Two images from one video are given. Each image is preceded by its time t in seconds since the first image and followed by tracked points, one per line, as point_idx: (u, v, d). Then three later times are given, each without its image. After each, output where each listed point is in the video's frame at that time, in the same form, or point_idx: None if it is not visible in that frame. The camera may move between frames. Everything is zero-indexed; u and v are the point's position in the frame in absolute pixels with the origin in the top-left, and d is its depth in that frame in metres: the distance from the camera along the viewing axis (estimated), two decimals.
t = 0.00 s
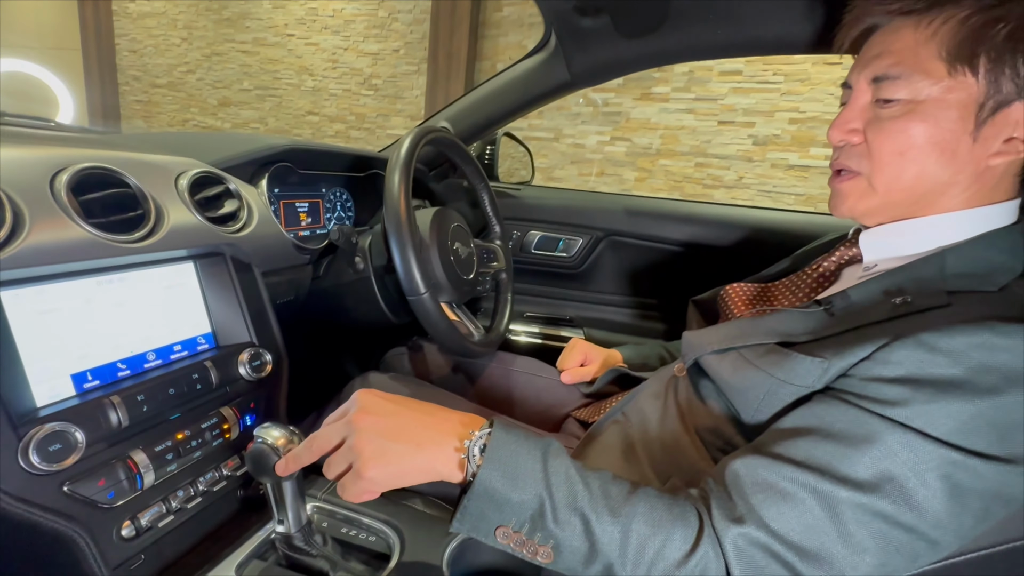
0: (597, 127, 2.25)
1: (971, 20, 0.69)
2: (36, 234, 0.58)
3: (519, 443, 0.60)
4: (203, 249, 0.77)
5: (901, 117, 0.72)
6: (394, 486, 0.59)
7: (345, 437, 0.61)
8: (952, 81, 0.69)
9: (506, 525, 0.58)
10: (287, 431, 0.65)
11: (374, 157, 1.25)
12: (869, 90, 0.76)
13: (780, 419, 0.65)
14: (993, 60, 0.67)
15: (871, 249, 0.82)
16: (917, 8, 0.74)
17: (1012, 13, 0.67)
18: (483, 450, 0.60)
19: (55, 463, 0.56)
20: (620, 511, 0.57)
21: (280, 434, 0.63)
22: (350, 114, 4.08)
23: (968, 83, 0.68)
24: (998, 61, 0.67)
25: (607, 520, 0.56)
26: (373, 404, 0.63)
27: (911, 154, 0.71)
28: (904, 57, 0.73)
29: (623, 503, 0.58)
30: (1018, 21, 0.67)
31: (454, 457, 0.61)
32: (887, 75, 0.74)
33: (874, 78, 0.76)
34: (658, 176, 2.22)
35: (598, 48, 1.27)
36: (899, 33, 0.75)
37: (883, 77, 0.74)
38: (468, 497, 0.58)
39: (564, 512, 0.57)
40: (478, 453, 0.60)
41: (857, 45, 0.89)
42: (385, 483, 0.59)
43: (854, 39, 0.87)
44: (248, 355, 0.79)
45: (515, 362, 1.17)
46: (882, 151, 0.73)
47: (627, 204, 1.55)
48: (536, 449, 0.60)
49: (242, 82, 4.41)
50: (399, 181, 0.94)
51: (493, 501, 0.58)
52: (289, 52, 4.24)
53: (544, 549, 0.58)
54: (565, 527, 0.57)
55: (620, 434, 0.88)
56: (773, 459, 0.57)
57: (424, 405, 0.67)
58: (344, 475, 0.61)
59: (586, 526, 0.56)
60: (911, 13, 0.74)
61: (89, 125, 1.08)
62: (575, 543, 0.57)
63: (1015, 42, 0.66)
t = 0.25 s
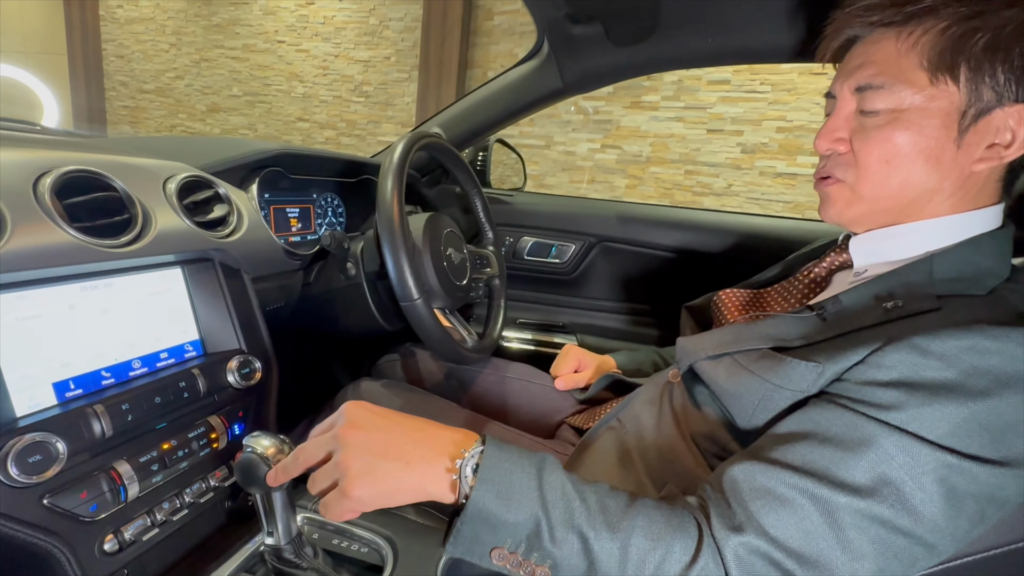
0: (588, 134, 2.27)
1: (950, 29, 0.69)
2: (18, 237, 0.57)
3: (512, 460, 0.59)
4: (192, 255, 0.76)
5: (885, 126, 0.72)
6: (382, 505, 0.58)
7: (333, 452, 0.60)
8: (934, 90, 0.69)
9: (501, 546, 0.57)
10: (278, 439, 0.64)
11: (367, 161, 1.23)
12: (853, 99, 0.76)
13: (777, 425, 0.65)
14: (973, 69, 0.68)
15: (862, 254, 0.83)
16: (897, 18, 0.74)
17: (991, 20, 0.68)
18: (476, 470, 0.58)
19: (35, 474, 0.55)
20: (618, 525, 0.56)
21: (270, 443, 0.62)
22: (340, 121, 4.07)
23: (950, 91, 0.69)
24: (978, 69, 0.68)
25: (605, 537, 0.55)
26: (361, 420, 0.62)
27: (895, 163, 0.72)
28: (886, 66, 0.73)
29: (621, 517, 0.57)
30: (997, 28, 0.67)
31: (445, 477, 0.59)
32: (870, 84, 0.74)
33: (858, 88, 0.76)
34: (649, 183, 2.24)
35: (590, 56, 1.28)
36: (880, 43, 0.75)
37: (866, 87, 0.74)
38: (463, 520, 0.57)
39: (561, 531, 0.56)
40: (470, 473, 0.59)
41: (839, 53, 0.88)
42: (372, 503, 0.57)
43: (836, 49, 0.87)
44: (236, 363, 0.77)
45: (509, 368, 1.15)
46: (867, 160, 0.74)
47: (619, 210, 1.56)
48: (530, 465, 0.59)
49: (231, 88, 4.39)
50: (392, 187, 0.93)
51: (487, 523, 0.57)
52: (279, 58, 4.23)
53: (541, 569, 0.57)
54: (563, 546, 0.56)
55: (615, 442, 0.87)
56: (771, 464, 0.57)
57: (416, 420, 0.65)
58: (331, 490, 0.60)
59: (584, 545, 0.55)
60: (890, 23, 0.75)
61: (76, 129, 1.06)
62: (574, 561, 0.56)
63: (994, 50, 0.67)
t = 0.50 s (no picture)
0: (580, 145, 2.29)
1: (930, 47, 0.71)
2: (12, 248, 0.56)
3: (503, 470, 0.59)
4: (187, 265, 0.76)
5: (869, 140, 0.74)
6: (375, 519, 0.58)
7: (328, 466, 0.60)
8: (916, 105, 0.72)
9: (493, 557, 0.58)
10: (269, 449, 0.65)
11: (362, 172, 1.24)
12: (839, 113, 0.78)
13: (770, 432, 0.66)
14: (953, 85, 0.70)
15: (849, 264, 0.84)
16: (880, 35, 0.76)
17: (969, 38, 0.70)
18: (467, 481, 0.59)
19: (25, 487, 0.54)
20: (608, 534, 0.56)
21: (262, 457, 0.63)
22: (333, 131, 4.07)
23: (931, 107, 0.71)
24: (957, 86, 0.70)
25: (596, 544, 0.55)
26: (354, 438, 0.61)
27: (881, 175, 0.74)
28: (870, 82, 0.75)
29: (611, 525, 0.57)
30: (975, 46, 0.70)
31: (437, 489, 0.59)
32: (854, 99, 0.76)
33: (843, 102, 0.78)
34: (641, 193, 2.25)
35: (583, 69, 1.30)
36: (864, 60, 0.77)
37: (852, 101, 0.76)
38: (454, 530, 0.58)
39: (552, 540, 0.56)
40: (462, 484, 0.59)
41: (822, 71, 0.90)
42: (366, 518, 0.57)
43: (820, 64, 0.89)
44: (230, 373, 0.77)
45: (505, 377, 1.16)
46: (853, 173, 0.76)
47: (612, 221, 1.57)
48: (521, 474, 0.59)
49: (224, 98, 4.39)
50: (387, 198, 0.93)
51: (479, 532, 0.57)
52: (273, 69, 4.24)
53: None
54: (553, 554, 0.56)
55: (609, 451, 0.88)
56: (766, 473, 0.57)
57: (410, 434, 0.65)
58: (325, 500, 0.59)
59: (575, 552, 0.56)
60: (874, 40, 0.77)
61: (69, 139, 1.06)
62: (565, 569, 0.56)
63: (973, 67, 0.69)
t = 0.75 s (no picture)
0: (573, 154, 2.31)
1: (891, 62, 0.74)
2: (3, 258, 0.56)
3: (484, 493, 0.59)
4: (179, 275, 0.75)
5: (834, 149, 0.77)
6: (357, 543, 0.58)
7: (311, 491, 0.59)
8: (877, 117, 0.74)
9: None
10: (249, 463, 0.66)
11: (356, 181, 1.25)
12: (813, 122, 0.81)
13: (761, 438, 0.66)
14: (911, 98, 0.71)
15: (836, 269, 0.84)
16: (851, 50, 0.79)
17: (929, 53, 0.71)
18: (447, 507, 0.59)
19: (14, 501, 0.54)
20: (591, 551, 0.55)
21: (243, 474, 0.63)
22: (328, 139, 4.09)
23: (891, 119, 0.73)
24: (915, 99, 0.71)
25: (578, 561, 0.55)
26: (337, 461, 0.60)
27: (843, 184, 0.76)
28: (839, 93, 0.78)
29: (596, 542, 0.57)
30: (935, 60, 0.71)
31: (418, 517, 0.59)
32: (824, 109, 0.79)
33: (815, 112, 0.80)
34: (634, 202, 2.27)
35: (576, 80, 1.32)
36: (835, 73, 0.80)
37: (822, 111, 0.79)
38: (435, 556, 0.58)
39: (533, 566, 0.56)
40: (441, 511, 0.59)
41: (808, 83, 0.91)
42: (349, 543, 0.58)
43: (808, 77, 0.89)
44: (222, 383, 0.76)
45: (501, 381, 1.16)
46: (820, 181, 0.78)
47: (606, 229, 1.58)
48: (500, 497, 0.60)
49: (218, 106, 4.38)
50: (381, 207, 0.94)
51: (460, 559, 0.57)
52: (267, 77, 4.25)
53: None
54: None
55: (601, 459, 0.89)
56: (757, 481, 0.58)
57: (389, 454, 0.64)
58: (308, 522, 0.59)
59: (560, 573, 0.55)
60: (845, 55, 0.79)
61: (62, 149, 1.06)
62: None
63: (931, 80, 0.70)
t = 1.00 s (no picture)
0: (570, 158, 2.32)
1: (865, 73, 0.74)
2: None
3: (448, 498, 0.60)
4: (175, 280, 0.75)
5: (814, 160, 0.77)
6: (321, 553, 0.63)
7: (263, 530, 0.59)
8: (854, 128, 0.74)
9: None
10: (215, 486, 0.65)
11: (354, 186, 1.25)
12: (792, 134, 0.81)
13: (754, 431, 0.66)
14: (887, 108, 0.72)
15: (825, 278, 0.84)
16: (824, 62, 0.79)
17: (902, 62, 0.72)
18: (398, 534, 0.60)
19: (6, 509, 0.53)
20: (559, 553, 0.57)
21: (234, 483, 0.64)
22: (325, 144, 4.09)
23: (868, 129, 0.73)
24: (891, 109, 0.72)
25: (540, 566, 0.56)
26: (287, 474, 0.60)
27: (825, 194, 0.76)
28: (815, 105, 0.78)
29: (561, 547, 0.57)
30: (907, 69, 0.72)
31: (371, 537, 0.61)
32: (801, 122, 0.79)
33: (794, 124, 0.81)
34: (631, 206, 2.28)
35: (573, 86, 1.33)
36: (809, 85, 0.80)
37: (799, 124, 0.79)
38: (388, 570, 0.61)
39: None
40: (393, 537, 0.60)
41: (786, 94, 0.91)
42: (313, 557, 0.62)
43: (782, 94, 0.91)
44: (218, 390, 0.77)
45: (499, 387, 1.16)
46: (803, 192, 0.78)
47: (603, 234, 1.59)
48: (460, 513, 0.60)
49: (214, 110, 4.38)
50: (378, 213, 0.94)
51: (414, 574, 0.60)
52: (264, 81, 4.25)
53: None
54: None
55: (598, 463, 0.90)
56: (743, 471, 0.58)
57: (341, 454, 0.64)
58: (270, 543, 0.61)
59: None
60: (819, 67, 0.79)
61: (58, 153, 1.05)
62: None
63: (906, 89, 0.71)
